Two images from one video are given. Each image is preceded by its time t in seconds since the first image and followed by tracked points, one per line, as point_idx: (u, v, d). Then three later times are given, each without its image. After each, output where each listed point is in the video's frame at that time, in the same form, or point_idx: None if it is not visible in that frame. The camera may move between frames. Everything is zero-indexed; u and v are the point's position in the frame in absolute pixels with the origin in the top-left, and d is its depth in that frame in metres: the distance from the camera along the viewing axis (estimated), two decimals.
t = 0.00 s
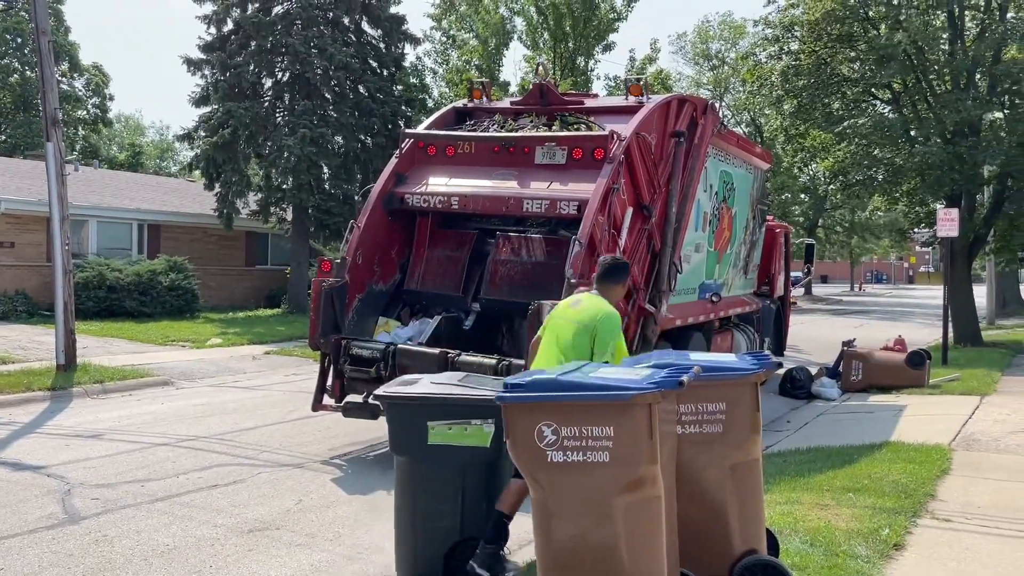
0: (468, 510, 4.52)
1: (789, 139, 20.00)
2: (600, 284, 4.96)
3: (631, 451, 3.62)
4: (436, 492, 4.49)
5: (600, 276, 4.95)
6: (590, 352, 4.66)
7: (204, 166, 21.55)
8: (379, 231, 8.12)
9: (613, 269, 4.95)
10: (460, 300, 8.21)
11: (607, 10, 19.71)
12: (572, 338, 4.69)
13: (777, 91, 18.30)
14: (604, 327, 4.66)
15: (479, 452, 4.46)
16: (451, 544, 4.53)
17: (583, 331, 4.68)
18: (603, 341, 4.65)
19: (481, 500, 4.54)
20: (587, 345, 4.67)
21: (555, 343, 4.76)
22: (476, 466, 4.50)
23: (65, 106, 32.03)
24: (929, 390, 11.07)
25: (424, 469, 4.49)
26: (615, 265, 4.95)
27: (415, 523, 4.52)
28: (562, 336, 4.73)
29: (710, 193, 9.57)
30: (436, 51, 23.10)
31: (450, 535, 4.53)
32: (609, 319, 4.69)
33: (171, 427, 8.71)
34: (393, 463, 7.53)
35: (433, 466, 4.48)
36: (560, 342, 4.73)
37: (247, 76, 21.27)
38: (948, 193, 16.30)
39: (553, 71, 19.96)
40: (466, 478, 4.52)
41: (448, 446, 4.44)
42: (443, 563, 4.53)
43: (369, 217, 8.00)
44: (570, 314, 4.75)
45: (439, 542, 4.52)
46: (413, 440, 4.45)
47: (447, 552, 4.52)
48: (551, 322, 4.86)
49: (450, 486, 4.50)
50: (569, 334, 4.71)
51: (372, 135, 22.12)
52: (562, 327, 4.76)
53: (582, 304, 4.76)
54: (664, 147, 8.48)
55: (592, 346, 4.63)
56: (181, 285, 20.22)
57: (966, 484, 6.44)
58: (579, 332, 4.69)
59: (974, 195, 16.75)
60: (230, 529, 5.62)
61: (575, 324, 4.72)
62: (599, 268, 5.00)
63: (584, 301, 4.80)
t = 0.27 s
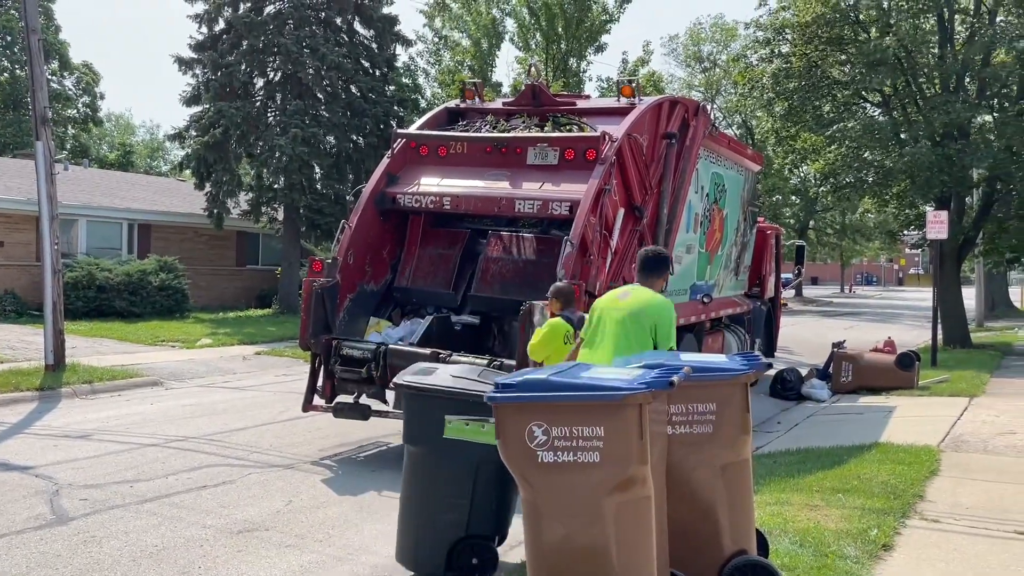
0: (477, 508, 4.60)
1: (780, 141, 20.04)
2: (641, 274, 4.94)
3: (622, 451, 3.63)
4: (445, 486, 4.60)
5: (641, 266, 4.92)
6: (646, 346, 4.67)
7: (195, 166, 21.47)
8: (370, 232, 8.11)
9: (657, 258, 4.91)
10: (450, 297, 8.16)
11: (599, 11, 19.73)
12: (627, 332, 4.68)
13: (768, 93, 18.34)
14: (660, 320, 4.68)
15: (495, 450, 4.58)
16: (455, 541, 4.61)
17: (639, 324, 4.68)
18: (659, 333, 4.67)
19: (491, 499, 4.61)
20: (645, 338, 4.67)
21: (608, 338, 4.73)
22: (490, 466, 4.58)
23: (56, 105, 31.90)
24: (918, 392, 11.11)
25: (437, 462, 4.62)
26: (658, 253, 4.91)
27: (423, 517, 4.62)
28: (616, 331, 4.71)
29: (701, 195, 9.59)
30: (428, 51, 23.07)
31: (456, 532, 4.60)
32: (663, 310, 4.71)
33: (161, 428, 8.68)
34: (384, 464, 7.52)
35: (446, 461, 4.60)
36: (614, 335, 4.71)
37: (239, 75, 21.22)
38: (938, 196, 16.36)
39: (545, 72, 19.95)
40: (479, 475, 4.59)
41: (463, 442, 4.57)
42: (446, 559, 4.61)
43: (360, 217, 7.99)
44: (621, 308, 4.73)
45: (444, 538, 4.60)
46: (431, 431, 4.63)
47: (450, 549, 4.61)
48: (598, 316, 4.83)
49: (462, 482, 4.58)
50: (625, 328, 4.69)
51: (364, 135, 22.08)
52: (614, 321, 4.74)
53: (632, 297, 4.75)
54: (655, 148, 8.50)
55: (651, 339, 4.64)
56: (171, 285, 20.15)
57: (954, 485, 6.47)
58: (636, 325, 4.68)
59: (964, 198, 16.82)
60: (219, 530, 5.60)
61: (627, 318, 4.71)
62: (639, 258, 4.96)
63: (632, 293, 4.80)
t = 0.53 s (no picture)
0: (485, 500, 4.57)
1: (770, 143, 20.10)
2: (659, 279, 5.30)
3: (612, 453, 3.62)
4: (458, 475, 4.62)
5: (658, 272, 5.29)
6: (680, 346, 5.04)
7: (184, 166, 21.40)
8: (360, 233, 8.08)
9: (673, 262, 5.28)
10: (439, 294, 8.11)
11: (590, 13, 19.75)
12: (661, 335, 5.04)
13: (758, 96, 18.40)
14: (689, 321, 5.06)
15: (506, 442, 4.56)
16: (462, 532, 4.59)
17: (670, 327, 5.06)
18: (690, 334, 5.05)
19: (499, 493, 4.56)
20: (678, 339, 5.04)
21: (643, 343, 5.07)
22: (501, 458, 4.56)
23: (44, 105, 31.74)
24: (907, 394, 11.15)
25: (452, 451, 4.66)
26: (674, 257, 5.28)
27: (436, 504, 4.64)
28: (649, 335, 5.07)
29: (692, 197, 9.60)
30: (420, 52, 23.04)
31: (464, 523, 4.59)
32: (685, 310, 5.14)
33: (150, 430, 8.63)
34: (374, 466, 7.50)
35: (460, 449, 4.64)
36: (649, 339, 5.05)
37: (229, 76, 21.16)
38: (927, 199, 16.43)
39: (536, 74, 19.96)
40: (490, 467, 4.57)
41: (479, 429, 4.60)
42: (451, 550, 4.60)
43: (351, 218, 7.97)
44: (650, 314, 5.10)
45: (452, 529, 4.60)
46: (452, 418, 4.73)
47: (457, 542, 4.59)
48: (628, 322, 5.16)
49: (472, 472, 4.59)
50: (659, 332, 5.05)
51: (354, 136, 22.03)
52: (645, 326, 5.10)
53: (659, 303, 5.12)
54: (646, 150, 8.50)
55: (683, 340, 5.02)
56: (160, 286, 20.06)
57: (943, 487, 6.49)
58: (668, 329, 5.05)
59: (953, 201, 16.90)
60: (208, 532, 5.57)
61: (657, 322, 5.08)
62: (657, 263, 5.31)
63: (658, 299, 5.16)
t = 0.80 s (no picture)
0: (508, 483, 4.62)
1: (761, 146, 20.14)
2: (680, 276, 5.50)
3: (603, 455, 3.62)
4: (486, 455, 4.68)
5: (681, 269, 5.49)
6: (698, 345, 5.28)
7: (175, 165, 21.34)
8: (352, 233, 8.07)
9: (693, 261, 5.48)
10: (429, 292, 8.07)
11: (583, 14, 19.78)
12: (683, 334, 5.28)
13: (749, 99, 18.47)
14: (710, 320, 5.28)
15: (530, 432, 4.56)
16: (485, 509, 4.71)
17: (692, 325, 5.28)
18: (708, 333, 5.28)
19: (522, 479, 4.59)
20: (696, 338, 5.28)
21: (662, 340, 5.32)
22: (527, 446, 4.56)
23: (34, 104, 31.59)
24: (897, 395, 11.18)
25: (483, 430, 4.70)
26: (695, 256, 5.47)
27: (466, 479, 4.75)
28: (669, 333, 5.30)
29: (683, 199, 9.62)
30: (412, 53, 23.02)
31: (488, 502, 4.69)
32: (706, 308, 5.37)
33: (140, 430, 8.60)
34: (365, 467, 7.48)
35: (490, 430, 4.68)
36: (668, 336, 5.30)
37: (221, 75, 21.11)
38: (917, 202, 16.48)
39: (528, 75, 19.97)
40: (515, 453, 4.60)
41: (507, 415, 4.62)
42: (474, 525, 4.73)
43: (343, 219, 7.96)
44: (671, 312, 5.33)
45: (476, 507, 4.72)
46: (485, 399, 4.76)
47: (480, 520, 4.71)
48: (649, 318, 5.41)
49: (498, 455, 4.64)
50: (679, 329, 5.29)
51: (346, 137, 22.00)
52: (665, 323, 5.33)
53: (681, 300, 5.33)
54: (638, 152, 8.52)
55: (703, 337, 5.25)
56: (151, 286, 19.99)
57: (932, 489, 6.52)
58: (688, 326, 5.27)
59: (942, 204, 16.98)
60: (198, 533, 5.55)
61: (678, 320, 5.30)
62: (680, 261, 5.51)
63: (681, 296, 5.37)
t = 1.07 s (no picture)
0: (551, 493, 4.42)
1: (754, 147, 20.19)
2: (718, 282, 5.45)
3: (595, 455, 3.63)
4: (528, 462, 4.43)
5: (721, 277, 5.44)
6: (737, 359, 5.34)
7: (167, 164, 21.28)
8: (344, 233, 8.07)
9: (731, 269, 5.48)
10: (420, 287, 8.07)
11: (576, 15, 19.76)
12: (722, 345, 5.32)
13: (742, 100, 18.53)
14: (750, 333, 5.33)
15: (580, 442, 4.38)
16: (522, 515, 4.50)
17: (733, 338, 5.31)
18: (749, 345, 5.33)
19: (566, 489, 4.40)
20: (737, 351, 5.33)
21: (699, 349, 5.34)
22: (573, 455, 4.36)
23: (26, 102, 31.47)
24: (889, 397, 11.21)
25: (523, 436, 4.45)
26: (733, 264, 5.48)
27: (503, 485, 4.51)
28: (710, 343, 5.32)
29: (676, 200, 9.63)
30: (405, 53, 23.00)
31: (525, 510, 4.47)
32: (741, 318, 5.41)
33: (131, 430, 8.58)
34: (357, 467, 7.47)
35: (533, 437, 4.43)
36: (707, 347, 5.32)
37: (213, 74, 21.07)
38: (908, 203, 16.55)
39: (521, 76, 19.96)
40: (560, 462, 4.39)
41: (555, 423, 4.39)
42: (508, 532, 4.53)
43: (335, 218, 7.95)
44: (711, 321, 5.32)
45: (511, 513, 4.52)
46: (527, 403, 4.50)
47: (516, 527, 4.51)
48: (686, 325, 5.37)
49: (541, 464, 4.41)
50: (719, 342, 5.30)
51: (339, 136, 21.96)
52: (704, 333, 5.34)
53: (722, 311, 5.32)
54: (631, 153, 8.53)
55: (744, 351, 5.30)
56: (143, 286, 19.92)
57: (923, 489, 6.54)
58: (729, 339, 5.31)
59: (933, 206, 17.05)
60: (190, 534, 5.54)
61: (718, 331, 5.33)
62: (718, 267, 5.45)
63: (721, 306, 5.35)
